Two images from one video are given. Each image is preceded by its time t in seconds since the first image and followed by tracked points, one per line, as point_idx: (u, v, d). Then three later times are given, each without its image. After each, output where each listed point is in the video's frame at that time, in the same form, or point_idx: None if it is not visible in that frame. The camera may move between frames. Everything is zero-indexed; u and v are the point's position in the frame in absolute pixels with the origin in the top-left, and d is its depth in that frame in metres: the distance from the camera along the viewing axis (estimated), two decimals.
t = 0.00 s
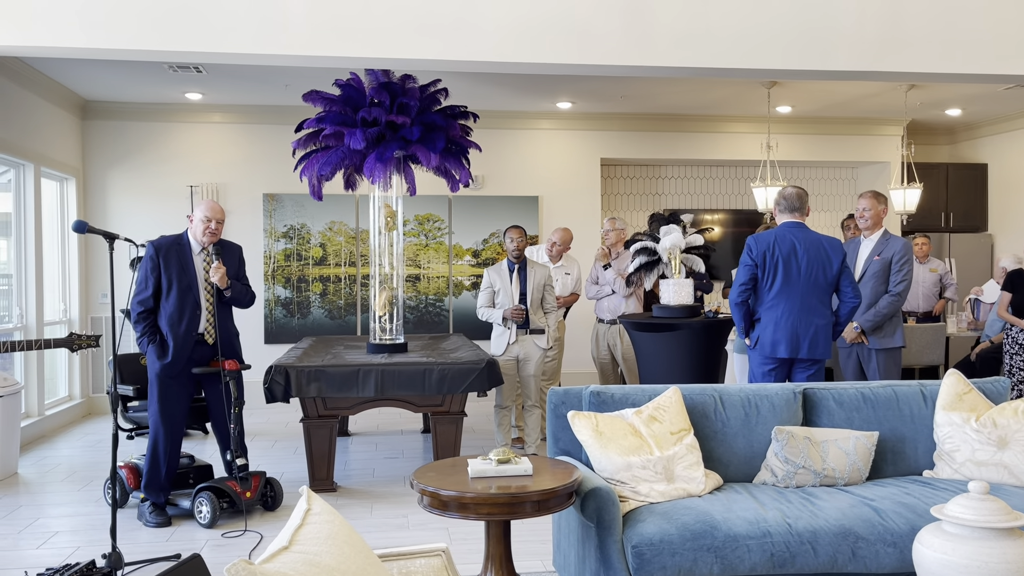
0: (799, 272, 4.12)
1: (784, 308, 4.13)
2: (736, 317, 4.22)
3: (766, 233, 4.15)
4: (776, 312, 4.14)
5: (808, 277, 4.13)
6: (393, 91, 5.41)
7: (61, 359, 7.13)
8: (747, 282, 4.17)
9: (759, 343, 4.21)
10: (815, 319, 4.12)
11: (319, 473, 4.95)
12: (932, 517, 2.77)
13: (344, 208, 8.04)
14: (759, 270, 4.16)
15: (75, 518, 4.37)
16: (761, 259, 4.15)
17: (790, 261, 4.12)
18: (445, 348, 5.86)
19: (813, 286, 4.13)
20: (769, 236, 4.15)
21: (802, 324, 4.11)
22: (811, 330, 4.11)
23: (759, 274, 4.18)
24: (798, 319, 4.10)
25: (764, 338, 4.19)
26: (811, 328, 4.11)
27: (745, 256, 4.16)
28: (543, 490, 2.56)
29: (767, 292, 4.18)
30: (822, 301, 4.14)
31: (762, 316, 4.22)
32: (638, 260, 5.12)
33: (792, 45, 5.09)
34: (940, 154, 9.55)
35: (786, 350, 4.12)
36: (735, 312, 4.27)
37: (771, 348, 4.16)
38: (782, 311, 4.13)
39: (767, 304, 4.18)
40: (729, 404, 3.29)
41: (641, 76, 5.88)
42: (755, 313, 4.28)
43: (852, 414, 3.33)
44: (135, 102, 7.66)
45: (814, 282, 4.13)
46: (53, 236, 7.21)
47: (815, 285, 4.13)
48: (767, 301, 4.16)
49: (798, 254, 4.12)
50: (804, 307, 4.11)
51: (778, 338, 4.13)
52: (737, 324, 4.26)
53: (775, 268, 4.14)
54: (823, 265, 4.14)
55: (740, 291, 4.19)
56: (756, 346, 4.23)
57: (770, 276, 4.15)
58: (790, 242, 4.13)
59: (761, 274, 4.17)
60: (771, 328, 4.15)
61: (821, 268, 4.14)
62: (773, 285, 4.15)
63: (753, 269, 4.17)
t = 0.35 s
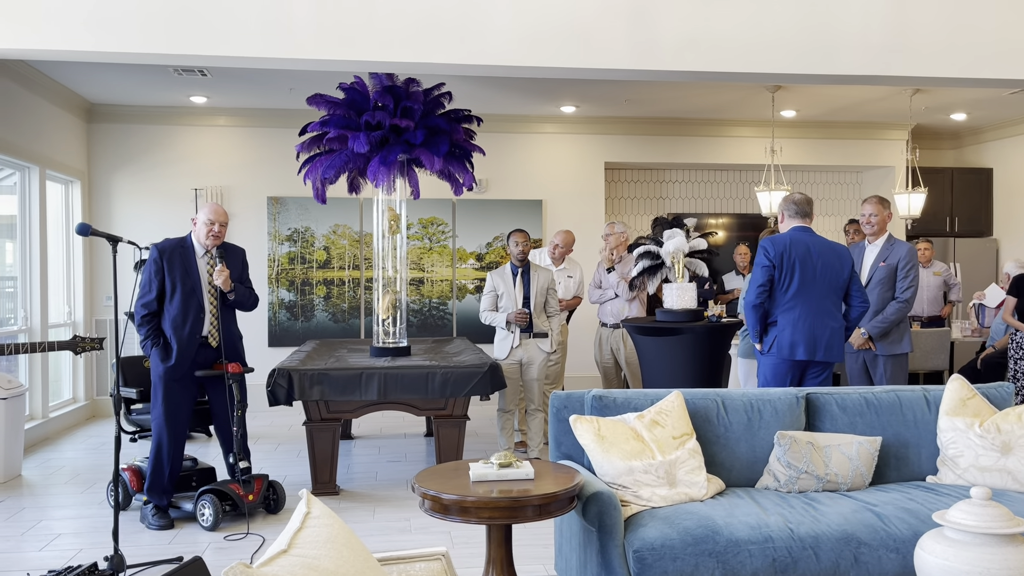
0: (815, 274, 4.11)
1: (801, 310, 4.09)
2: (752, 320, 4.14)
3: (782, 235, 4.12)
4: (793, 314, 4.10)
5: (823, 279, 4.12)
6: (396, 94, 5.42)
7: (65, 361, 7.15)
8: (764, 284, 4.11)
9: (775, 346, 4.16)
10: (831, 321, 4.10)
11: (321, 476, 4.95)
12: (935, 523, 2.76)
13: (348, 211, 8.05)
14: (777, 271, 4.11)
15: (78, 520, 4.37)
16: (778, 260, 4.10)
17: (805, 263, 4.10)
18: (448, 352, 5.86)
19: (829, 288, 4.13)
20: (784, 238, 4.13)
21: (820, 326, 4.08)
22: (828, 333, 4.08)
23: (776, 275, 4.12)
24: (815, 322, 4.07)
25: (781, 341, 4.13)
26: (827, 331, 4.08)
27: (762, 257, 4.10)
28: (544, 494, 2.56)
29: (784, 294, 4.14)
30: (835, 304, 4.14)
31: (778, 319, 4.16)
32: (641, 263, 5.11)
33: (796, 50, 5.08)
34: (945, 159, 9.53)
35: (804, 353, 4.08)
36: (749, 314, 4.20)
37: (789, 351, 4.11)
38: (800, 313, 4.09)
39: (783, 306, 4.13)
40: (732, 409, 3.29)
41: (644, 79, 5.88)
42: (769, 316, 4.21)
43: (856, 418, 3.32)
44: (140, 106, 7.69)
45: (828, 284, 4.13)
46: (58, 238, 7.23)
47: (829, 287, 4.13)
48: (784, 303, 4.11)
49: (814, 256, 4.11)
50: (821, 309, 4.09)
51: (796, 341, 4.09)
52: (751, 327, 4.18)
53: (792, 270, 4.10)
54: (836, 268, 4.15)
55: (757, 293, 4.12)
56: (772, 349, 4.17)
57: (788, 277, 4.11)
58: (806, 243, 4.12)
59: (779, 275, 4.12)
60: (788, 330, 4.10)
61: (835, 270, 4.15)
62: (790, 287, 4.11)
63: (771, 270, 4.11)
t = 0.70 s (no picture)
0: (820, 280, 4.11)
1: (808, 317, 4.08)
2: (759, 328, 4.10)
3: (786, 242, 4.10)
4: (801, 321, 4.09)
5: (828, 285, 4.13)
6: (401, 99, 5.44)
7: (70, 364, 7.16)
8: (771, 292, 4.07)
9: (781, 353, 4.14)
10: (835, 326, 4.11)
11: (325, 480, 4.95)
12: (939, 530, 2.76)
13: (352, 215, 8.06)
14: (783, 278, 4.08)
15: (83, 524, 4.38)
16: (785, 267, 4.07)
17: (810, 269, 4.10)
18: (452, 356, 5.86)
19: (832, 293, 4.14)
20: (789, 244, 4.11)
21: (826, 332, 4.09)
22: (834, 338, 4.10)
23: (783, 282, 4.09)
24: (821, 327, 4.08)
25: (788, 349, 4.11)
26: (833, 336, 4.09)
27: (769, 265, 4.06)
28: (548, 499, 2.55)
29: (790, 301, 4.11)
30: (838, 309, 4.16)
31: (784, 326, 4.14)
32: (646, 268, 5.11)
33: (801, 56, 5.08)
34: (950, 164, 9.52)
35: (813, 359, 4.07)
36: (756, 324, 4.15)
37: (798, 358, 4.08)
38: (807, 320, 4.08)
39: (790, 314, 4.11)
40: (736, 414, 3.28)
41: (649, 85, 5.88)
42: (774, 323, 4.19)
43: (860, 424, 3.32)
44: (146, 110, 7.72)
45: (832, 290, 4.14)
46: (63, 242, 7.25)
47: (832, 293, 4.14)
48: (790, 311, 4.09)
49: (818, 261, 4.11)
50: (827, 315, 4.10)
51: (804, 348, 4.07)
52: (758, 336, 4.14)
53: (798, 276, 4.08)
54: (838, 272, 4.17)
55: (765, 301, 4.07)
56: (779, 357, 4.15)
57: (795, 284, 4.08)
58: (810, 249, 4.11)
59: (785, 282, 4.09)
60: (796, 337, 4.08)
61: (838, 275, 4.16)
62: (797, 294, 4.09)
63: (778, 278, 4.07)
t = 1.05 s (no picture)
0: (816, 288, 4.11)
1: (805, 326, 4.08)
2: (756, 339, 4.09)
3: (782, 252, 4.08)
4: (798, 331, 4.09)
5: (823, 293, 4.13)
6: (407, 105, 5.45)
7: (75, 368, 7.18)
8: (769, 303, 4.05)
9: (779, 363, 4.13)
10: (831, 334, 4.13)
11: (330, 485, 4.95)
12: (946, 538, 2.75)
13: (357, 220, 8.07)
14: (780, 289, 4.06)
15: (88, 527, 4.39)
16: (782, 278, 4.05)
17: (807, 277, 4.10)
18: (456, 362, 5.86)
19: (828, 301, 4.15)
20: (785, 254, 4.09)
21: (822, 340, 4.11)
22: (831, 345, 4.12)
23: (780, 293, 4.07)
24: (819, 336, 4.09)
25: (786, 359, 4.10)
26: (830, 344, 4.11)
27: (767, 276, 4.04)
28: (554, 506, 2.55)
29: (787, 311, 4.10)
30: (834, 315, 4.18)
31: (781, 336, 4.13)
32: (650, 274, 5.10)
33: (807, 63, 5.09)
34: (955, 171, 9.51)
35: (811, 368, 4.08)
36: (753, 335, 4.12)
37: (796, 367, 4.09)
38: (805, 329, 4.08)
39: (786, 323, 4.10)
40: (741, 420, 3.28)
41: (655, 91, 5.89)
42: (770, 333, 4.17)
43: (865, 431, 3.31)
44: (152, 115, 7.75)
45: (827, 297, 4.15)
46: (68, 246, 7.28)
47: (828, 300, 4.15)
48: (788, 321, 4.09)
49: (814, 270, 4.12)
50: (824, 324, 4.11)
51: (803, 357, 4.08)
52: (756, 347, 4.12)
53: (795, 286, 4.07)
54: (832, 279, 4.18)
55: (764, 312, 4.05)
56: (775, 367, 4.14)
57: (792, 294, 4.07)
58: (805, 257, 4.11)
59: (782, 293, 4.07)
60: (793, 347, 4.09)
61: (833, 281, 4.17)
62: (795, 304, 4.08)
63: (776, 289, 4.05)
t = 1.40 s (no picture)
0: (810, 295, 4.11)
1: (800, 334, 4.08)
2: (749, 348, 4.07)
3: (775, 260, 4.07)
4: (792, 338, 4.08)
5: (816, 299, 4.13)
6: (411, 110, 5.46)
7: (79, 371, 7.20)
8: (764, 311, 4.03)
9: (773, 371, 4.13)
10: (825, 341, 4.14)
11: (332, 490, 4.95)
12: (950, 545, 2.75)
13: (360, 225, 8.08)
14: (774, 297, 4.05)
15: (90, 531, 4.39)
16: (776, 286, 4.04)
17: (800, 285, 4.09)
18: (458, 367, 5.86)
19: (821, 307, 4.15)
20: (778, 262, 4.08)
21: (816, 347, 4.12)
22: (825, 352, 4.13)
23: (774, 301, 4.06)
24: (813, 343, 4.09)
25: (780, 367, 4.10)
26: (823, 351, 4.12)
27: (761, 284, 4.02)
28: (557, 511, 2.55)
29: (781, 319, 4.09)
30: (827, 321, 4.19)
31: (774, 344, 4.12)
32: (653, 280, 5.11)
33: (811, 69, 5.09)
34: (959, 178, 9.50)
35: (805, 376, 4.09)
36: (747, 343, 4.10)
37: (791, 375, 4.09)
38: (799, 337, 4.09)
39: (780, 332, 4.09)
40: (745, 427, 3.28)
41: (660, 97, 5.90)
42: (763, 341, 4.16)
43: (869, 438, 3.30)
44: (157, 120, 7.77)
45: (821, 304, 4.15)
46: (73, 251, 7.30)
47: (821, 307, 4.15)
48: (781, 329, 4.08)
49: (807, 277, 4.11)
50: (817, 331, 4.12)
51: (797, 365, 4.09)
52: (750, 356, 4.10)
53: (788, 294, 4.06)
54: (825, 286, 4.18)
55: (758, 321, 4.03)
56: (769, 375, 4.14)
57: (785, 303, 4.07)
58: (798, 265, 4.11)
59: (776, 301, 4.06)
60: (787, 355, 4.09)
61: (826, 287, 4.18)
62: (789, 312, 4.07)
63: (770, 297, 4.04)
